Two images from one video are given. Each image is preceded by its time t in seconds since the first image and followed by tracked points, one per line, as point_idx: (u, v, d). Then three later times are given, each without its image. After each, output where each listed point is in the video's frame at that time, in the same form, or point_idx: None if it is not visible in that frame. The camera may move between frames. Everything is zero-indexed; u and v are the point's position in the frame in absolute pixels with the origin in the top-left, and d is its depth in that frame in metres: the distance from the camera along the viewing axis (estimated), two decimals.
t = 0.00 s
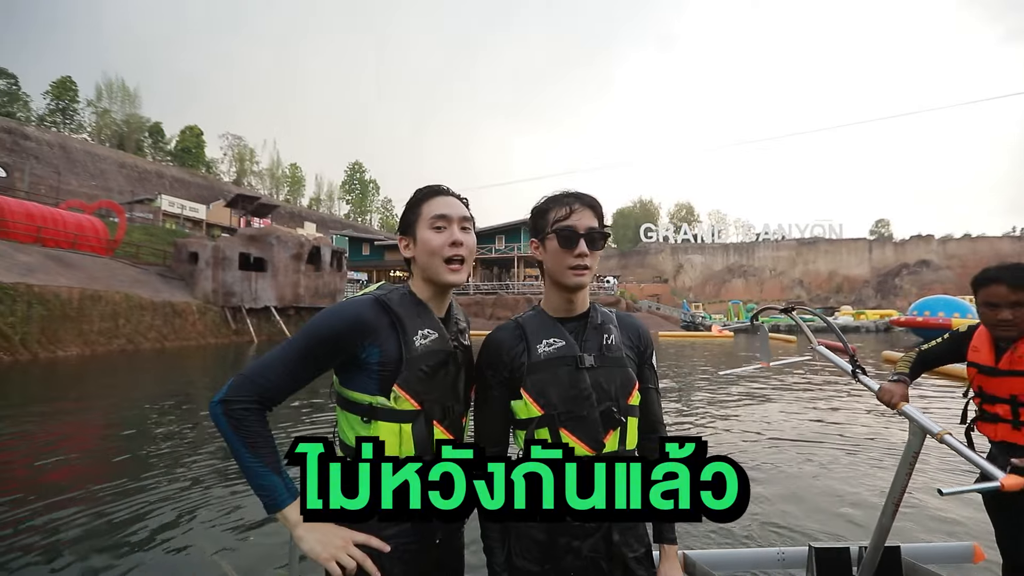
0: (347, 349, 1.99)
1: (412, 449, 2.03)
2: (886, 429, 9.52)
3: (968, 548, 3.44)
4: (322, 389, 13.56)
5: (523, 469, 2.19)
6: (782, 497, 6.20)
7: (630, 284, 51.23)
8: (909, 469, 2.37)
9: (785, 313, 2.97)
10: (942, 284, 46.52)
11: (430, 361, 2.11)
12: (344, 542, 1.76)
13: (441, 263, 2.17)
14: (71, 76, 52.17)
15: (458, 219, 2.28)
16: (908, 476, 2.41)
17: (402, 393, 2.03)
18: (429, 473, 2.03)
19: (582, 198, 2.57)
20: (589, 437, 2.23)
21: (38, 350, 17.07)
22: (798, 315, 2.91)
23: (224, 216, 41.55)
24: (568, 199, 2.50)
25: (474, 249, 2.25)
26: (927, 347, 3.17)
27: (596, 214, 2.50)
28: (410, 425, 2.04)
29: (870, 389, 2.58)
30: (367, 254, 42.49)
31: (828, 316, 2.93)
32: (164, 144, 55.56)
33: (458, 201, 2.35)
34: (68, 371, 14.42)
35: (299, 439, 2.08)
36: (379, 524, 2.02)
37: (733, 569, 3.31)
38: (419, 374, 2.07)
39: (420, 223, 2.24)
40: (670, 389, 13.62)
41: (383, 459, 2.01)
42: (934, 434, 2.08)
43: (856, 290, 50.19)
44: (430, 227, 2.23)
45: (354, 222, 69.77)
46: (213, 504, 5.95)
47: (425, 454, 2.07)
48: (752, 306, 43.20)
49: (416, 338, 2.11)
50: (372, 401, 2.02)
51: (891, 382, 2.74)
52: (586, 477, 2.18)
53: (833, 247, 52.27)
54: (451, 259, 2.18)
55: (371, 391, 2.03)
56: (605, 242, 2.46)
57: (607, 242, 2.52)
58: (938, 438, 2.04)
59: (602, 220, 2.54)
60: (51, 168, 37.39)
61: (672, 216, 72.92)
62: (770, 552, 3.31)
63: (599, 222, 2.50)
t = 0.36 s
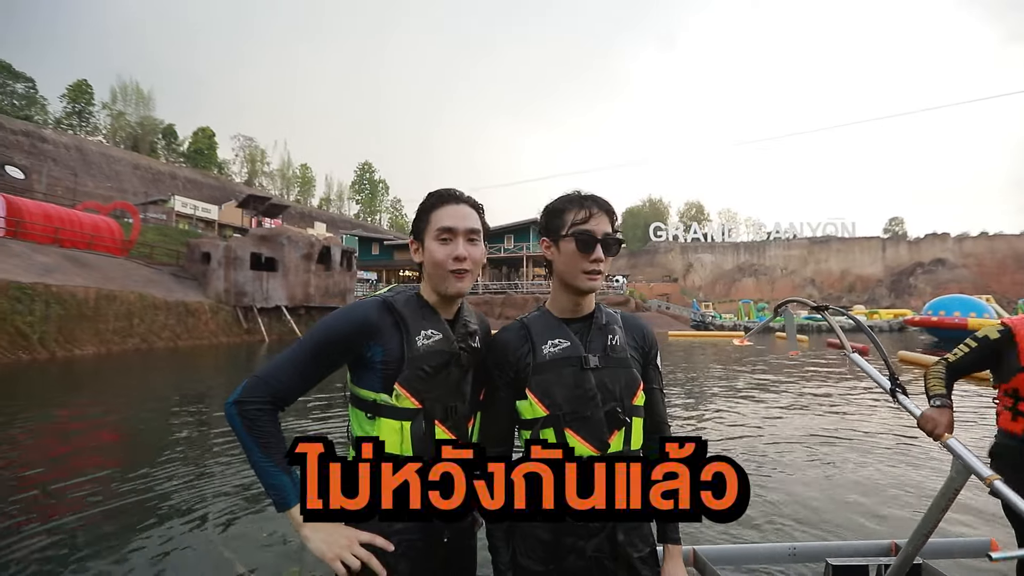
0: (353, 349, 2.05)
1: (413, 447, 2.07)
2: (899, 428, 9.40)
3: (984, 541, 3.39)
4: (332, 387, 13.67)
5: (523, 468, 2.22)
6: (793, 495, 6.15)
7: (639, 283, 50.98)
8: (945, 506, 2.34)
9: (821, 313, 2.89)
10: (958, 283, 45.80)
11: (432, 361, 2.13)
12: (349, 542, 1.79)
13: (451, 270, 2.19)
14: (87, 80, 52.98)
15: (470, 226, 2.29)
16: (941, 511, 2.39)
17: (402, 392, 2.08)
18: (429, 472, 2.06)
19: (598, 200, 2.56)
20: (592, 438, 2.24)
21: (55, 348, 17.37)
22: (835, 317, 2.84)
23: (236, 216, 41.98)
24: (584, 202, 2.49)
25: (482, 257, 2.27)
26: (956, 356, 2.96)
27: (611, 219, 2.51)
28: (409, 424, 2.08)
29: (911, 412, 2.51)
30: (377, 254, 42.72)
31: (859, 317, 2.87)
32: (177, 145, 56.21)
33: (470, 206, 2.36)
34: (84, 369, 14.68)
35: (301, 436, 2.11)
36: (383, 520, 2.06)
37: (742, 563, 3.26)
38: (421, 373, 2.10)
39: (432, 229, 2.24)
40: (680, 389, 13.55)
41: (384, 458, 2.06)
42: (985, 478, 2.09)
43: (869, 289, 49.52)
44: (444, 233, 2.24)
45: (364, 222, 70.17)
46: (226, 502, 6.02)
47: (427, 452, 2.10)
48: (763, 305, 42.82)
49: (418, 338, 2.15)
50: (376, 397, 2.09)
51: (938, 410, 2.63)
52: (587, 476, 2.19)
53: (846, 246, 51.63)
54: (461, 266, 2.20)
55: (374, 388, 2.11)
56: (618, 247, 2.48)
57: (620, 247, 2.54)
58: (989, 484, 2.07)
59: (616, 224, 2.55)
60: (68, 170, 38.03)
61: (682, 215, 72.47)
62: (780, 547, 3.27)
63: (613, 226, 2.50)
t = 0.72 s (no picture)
0: (350, 358, 2.06)
1: (413, 451, 2.09)
2: (903, 427, 9.38)
3: (984, 538, 3.34)
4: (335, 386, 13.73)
5: (524, 468, 2.25)
6: (796, 494, 6.15)
7: (642, 283, 50.94)
8: (953, 509, 2.35)
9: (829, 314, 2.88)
10: (962, 283, 45.66)
11: (429, 366, 2.15)
12: (356, 547, 1.81)
13: (467, 274, 2.22)
14: (92, 81, 53.25)
15: (479, 228, 2.29)
16: (952, 512, 2.39)
17: (401, 398, 2.09)
18: (430, 472, 2.08)
19: (606, 205, 2.58)
20: (593, 439, 2.26)
21: (60, 348, 17.45)
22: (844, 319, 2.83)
23: (239, 216, 42.11)
24: (592, 207, 2.50)
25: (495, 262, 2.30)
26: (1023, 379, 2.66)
27: (619, 225, 2.52)
28: (409, 429, 2.09)
29: (919, 418, 2.51)
30: (379, 254, 42.79)
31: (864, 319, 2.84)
32: (181, 147, 56.43)
33: (478, 208, 2.34)
34: (90, 369, 14.76)
35: (301, 437, 2.12)
36: (384, 525, 2.07)
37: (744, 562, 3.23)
38: (420, 378, 2.12)
39: (445, 230, 2.22)
40: (683, 388, 13.55)
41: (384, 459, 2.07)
42: (993, 487, 2.05)
43: (872, 288, 49.34)
44: (456, 237, 2.22)
45: (367, 222, 70.23)
46: (232, 502, 6.04)
47: (426, 455, 2.11)
48: (765, 305, 42.74)
49: (415, 344, 2.16)
50: (375, 404, 2.09)
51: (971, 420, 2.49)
52: (588, 477, 2.22)
53: (849, 245, 51.48)
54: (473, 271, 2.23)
55: (373, 395, 2.11)
56: (625, 253, 2.50)
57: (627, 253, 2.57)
58: (998, 494, 2.01)
59: (622, 231, 2.58)
60: (73, 171, 38.22)
61: (685, 215, 72.37)
62: (781, 546, 3.26)
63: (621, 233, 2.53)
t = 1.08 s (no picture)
0: (347, 362, 2.07)
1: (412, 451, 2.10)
2: (904, 427, 9.39)
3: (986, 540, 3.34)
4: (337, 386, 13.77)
5: (523, 468, 2.26)
6: (798, 494, 6.16)
7: (642, 283, 50.99)
8: (948, 506, 2.37)
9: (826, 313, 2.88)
10: (962, 283, 45.71)
11: (424, 366, 2.17)
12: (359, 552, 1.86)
13: (459, 275, 2.23)
14: (93, 81, 53.28)
15: (472, 226, 2.30)
16: (946, 511, 2.41)
17: (398, 398, 2.10)
18: (429, 472, 2.12)
19: (602, 201, 2.58)
20: (592, 438, 2.27)
21: (63, 347, 17.48)
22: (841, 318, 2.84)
23: (240, 216, 42.12)
24: (587, 204, 2.52)
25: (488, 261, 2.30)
26: None
27: (615, 220, 2.53)
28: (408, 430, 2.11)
29: (917, 414, 2.49)
30: (380, 254, 42.84)
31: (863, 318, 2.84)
32: (181, 147, 56.48)
33: (471, 208, 2.34)
34: (92, 369, 14.79)
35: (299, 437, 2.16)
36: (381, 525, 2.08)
37: (744, 563, 3.23)
38: (417, 378, 2.14)
39: (436, 231, 2.23)
40: (684, 388, 13.59)
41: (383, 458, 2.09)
42: (987, 478, 2.07)
43: (873, 288, 49.34)
44: (448, 238, 2.23)
45: (367, 222, 70.28)
46: (234, 502, 6.02)
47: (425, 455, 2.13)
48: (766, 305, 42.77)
49: (410, 344, 2.17)
50: (373, 404, 2.10)
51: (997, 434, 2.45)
52: (587, 476, 2.22)
53: (850, 245, 51.45)
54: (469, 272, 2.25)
55: (371, 396, 2.12)
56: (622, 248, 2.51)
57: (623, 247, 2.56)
58: (993, 483, 2.02)
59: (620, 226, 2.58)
60: (75, 171, 38.26)
61: (685, 215, 72.40)
62: (782, 547, 3.27)
63: (617, 228, 2.53)
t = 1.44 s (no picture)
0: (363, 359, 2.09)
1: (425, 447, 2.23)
2: (906, 426, 9.34)
3: (991, 540, 3.23)
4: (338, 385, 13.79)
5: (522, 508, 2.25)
6: (799, 494, 6.13)
7: (643, 283, 50.99)
8: (950, 509, 2.37)
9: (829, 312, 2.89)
10: (964, 282, 45.70)
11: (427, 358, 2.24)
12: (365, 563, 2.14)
13: (445, 274, 2.23)
14: (94, 81, 53.28)
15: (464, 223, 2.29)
16: (948, 514, 2.42)
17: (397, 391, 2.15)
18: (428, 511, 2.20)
19: (587, 193, 2.56)
20: (596, 437, 2.26)
21: (64, 347, 17.50)
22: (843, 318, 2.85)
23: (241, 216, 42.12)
24: (569, 198, 2.51)
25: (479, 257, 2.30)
26: None
27: (599, 208, 2.50)
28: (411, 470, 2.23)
29: (924, 414, 2.48)
30: (381, 254, 42.86)
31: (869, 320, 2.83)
32: (182, 146, 56.48)
33: (460, 206, 2.31)
34: (93, 368, 14.79)
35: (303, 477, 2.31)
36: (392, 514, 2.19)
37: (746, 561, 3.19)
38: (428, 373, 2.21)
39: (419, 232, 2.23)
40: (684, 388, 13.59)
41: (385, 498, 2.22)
42: (993, 477, 2.06)
43: (874, 288, 49.31)
44: (433, 238, 2.20)
45: (367, 222, 70.28)
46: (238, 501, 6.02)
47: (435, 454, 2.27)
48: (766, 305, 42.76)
49: (418, 335, 2.26)
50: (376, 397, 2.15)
51: None
52: (587, 510, 2.22)
53: (851, 245, 51.38)
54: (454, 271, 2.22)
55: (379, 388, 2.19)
56: (607, 239, 2.47)
57: (612, 236, 2.53)
58: (999, 485, 2.02)
59: (608, 217, 2.54)
60: (76, 171, 38.28)
61: (686, 214, 72.42)
62: (783, 545, 3.21)
63: (603, 218, 2.50)
